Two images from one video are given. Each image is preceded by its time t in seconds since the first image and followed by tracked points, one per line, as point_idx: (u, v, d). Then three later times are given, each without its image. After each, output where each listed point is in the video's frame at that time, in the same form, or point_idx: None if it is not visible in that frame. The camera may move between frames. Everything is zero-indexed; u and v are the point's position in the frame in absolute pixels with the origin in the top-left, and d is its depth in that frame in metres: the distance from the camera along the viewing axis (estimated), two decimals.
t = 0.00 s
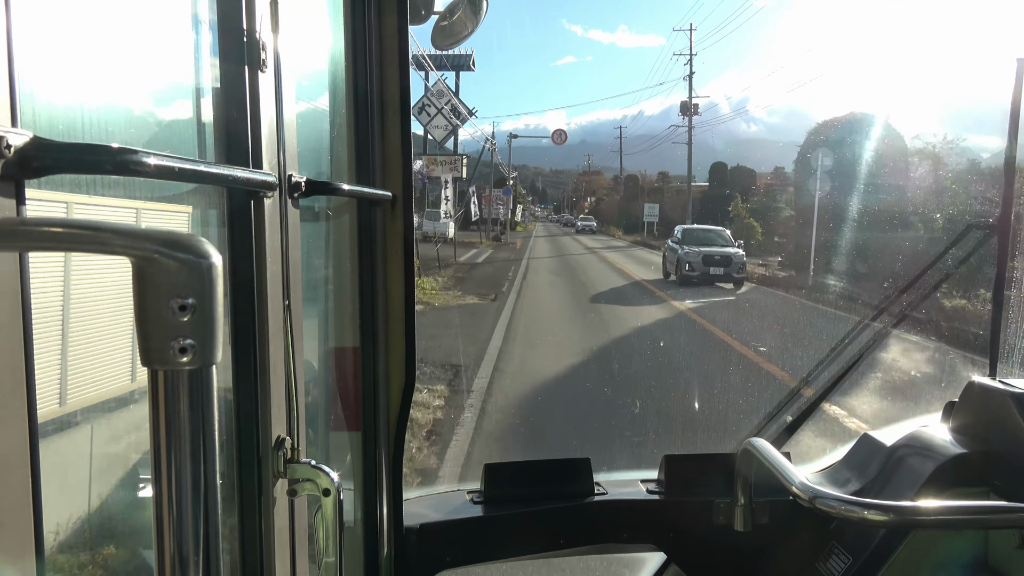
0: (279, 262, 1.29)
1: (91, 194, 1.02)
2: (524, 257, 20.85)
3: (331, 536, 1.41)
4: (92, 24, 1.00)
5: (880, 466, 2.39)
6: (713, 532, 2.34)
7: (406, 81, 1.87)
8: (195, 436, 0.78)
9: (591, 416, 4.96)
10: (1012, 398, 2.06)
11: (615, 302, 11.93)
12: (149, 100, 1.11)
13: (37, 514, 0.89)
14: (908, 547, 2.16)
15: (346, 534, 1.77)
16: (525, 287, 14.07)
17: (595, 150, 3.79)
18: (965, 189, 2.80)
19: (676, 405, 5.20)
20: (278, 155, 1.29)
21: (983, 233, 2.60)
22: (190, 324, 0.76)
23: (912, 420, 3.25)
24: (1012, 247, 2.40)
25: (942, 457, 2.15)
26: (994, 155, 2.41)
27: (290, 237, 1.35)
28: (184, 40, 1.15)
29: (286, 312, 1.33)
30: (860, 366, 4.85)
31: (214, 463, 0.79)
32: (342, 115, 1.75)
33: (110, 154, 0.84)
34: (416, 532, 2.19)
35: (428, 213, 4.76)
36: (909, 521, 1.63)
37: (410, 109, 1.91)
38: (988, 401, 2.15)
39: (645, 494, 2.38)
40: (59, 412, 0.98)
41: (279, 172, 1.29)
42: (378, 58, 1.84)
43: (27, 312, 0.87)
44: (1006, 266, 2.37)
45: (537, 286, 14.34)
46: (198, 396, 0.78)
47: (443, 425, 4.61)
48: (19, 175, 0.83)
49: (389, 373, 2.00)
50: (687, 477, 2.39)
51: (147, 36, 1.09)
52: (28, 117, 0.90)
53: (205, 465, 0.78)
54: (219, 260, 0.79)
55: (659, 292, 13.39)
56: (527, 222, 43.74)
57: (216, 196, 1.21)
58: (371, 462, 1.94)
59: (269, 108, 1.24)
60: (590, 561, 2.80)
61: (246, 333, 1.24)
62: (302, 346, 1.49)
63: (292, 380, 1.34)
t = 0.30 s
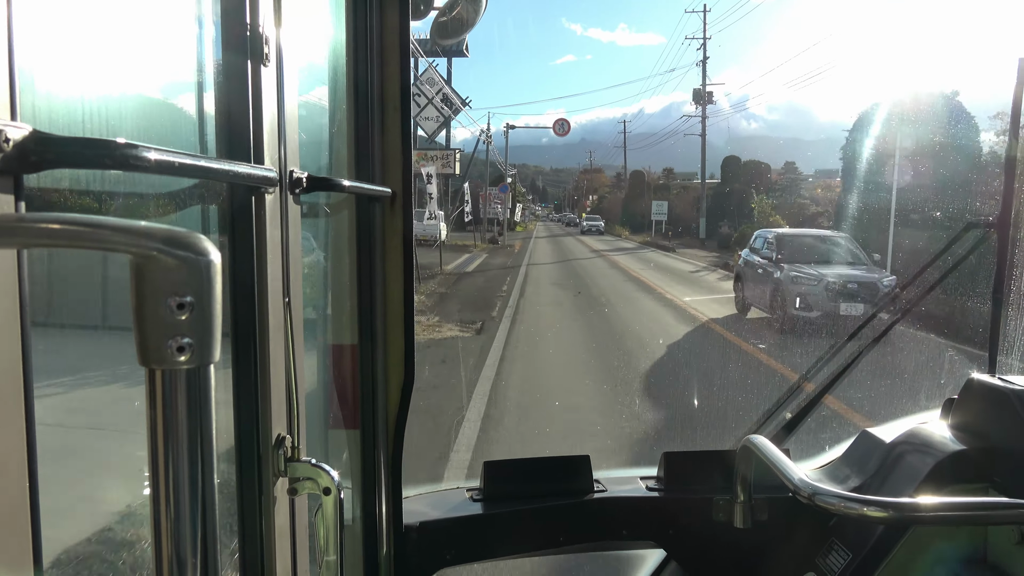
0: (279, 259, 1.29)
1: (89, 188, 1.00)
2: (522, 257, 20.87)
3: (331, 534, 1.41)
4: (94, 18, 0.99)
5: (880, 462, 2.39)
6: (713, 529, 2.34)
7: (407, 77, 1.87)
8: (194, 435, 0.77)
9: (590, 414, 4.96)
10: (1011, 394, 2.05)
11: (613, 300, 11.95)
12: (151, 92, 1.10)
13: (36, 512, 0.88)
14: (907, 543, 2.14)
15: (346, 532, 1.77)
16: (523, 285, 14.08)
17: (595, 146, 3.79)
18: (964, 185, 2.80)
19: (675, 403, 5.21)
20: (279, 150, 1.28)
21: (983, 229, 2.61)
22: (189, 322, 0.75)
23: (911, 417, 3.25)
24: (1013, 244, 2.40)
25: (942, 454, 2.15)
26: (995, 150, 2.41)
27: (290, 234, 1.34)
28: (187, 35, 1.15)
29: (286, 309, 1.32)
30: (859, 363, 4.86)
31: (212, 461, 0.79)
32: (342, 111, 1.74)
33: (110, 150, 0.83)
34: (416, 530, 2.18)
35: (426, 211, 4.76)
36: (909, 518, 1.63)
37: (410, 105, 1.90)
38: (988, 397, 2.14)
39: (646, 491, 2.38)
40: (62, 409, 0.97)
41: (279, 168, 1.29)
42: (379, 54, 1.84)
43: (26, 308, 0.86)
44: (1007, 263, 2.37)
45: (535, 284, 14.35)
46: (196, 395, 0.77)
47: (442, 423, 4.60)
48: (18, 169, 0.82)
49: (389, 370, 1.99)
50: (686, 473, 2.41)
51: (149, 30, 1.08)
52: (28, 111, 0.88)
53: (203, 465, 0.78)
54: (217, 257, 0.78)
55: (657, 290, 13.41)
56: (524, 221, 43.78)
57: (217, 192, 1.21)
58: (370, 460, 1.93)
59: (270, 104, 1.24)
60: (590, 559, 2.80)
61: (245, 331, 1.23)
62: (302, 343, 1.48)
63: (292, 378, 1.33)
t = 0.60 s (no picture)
0: (280, 258, 1.29)
1: (92, 186, 1.00)
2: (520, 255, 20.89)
3: (331, 532, 1.41)
4: (95, 16, 0.99)
5: (879, 464, 2.39)
6: (712, 529, 2.34)
7: (406, 77, 1.87)
8: (197, 435, 0.77)
9: (589, 413, 4.97)
10: (1011, 397, 2.05)
11: (612, 299, 11.96)
12: (155, 89, 1.10)
13: (39, 511, 0.89)
14: (904, 544, 2.16)
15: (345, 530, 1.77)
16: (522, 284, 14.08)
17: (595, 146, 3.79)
18: (962, 187, 2.81)
19: (673, 402, 5.22)
20: (280, 149, 1.28)
21: (982, 231, 2.61)
22: (193, 322, 0.76)
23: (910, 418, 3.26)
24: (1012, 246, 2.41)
25: (940, 456, 2.15)
26: (995, 152, 2.41)
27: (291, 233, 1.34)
28: (186, 32, 1.14)
29: (287, 307, 1.32)
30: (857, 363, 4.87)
31: (215, 460, 0.79)
32: (342, 110, 1.74)
33: (112, 148, 0.83)
34: (415, 529, 2.19)
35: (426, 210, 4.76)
36: (907, 519, 1.63)
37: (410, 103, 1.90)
38: (988, 399, 2.14)
39: (644, 491, 2.39)
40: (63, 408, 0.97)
41: (280, 166, 1.29)
42: (378, 53, 1.84)
43: (28, 308, 0.86)
44: (1006, 265, 2.37)
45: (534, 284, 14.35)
46: (200, 395, 0.77)
47: (442, 422, 4.60)
48: (20, 169, 0.82)
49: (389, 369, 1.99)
50: (685, 474, 2.40)
51: (149, 27, 1.08)
52: (30, 107, 0.88)
53: (207, 464, 0.78)
54: (221, 257, 0.78)
55: (656, 289, 13.43)
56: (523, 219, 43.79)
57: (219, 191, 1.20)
58: (370, 458, 1.93)
59: (270, 102, 1.24)
60: (589, 558, 2.80)
61: (246, 330, 1.23)
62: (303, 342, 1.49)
63: (292, 376, 1.33)
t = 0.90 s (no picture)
0: (280, 258, 1.29)
1: (91, 188, 1.01)
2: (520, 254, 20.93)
3: (331, 530, 1.41)
4: (92, 16, 0.99)
5: (880, 460, 2.39)
6: (713, 526, 2.34)
7: (407, 76, 1.87)
8: (197, 436, 0.77)
9: (591, 410, 4.97)
10: (1013, 392, 2.05)
11: (613, 297, 11.97)
12: (153, 89, 1.10)
13: (40, 510, 0.89)
14: (905, 541, 2.16)
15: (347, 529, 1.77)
16: (523, 282, 14.08)
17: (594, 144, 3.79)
18: (963, 182, 2.80)
19: (674, 399, 5.22)
20: (279, 149, 1.28)
21: (983, 226, 2.61)
22: (192, 324, 0.76)
23: (911, 413, 3.25)
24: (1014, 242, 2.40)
25: (941, 452, 2.15)
26: (994, 146, 2.41)
27: (290, 233, 1.34)
28: (184, 29, 1.14)
29: (286, 307, 1.32)
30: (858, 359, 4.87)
31: (216, 461, 0.79)
32: (342, 108, 1.74)
33: (111, 150, 0.83)
34: (417, 528, 2.19)
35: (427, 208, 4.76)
36: (909, 515, 1.64)
37: (411, 102, 1.89)
38: (989, 394, 2.14)
39: (646, 489, 2.39)
40: (66, 408, 0.97)
41: (279, 166, 1.29)
42: (378, 51, 1.84)
43: (28, 308, 0.87)
44: (1007, 261, 2.37)
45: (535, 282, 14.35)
46: (200, 397, 0.77)
47: (443, 420, 4.61)
48: (19, 169, 0.82)
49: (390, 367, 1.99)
50: (686, 471, 2.40)
51: (147, 26, 1.08)
52: (28, 109, 0.89)
53: (207, 465, 0.78)
54: (219, 258, 0.78)
55: (657, 286, 13.44)
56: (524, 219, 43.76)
57: (216, 190, 1.20)
58: (371, 458, 1.93)
59: (269, 101, 1.24)
60: (591, 555, 2.81)
61: (246, 331, 1.23)
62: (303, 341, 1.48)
63: (292, 376, 1.33)
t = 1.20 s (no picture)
0: (280, 260, 1.29)
1: (89, 191, 1.00)
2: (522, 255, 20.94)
3: (333, 532, 1.41)
4: (91, 20, 0.99)
5: (882, 460, 2.39)
6: (715, 526, 2.34)
7: (406, 78, 1.87)
8: (199, 439, 0.77)
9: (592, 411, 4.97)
10: (1016, 391, 2.05)
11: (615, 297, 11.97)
12: (151, 93, 1.11)
13: (43, 515, 0.89)
14: (908, 540, 2.16)
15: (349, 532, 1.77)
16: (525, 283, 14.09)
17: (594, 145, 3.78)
18: (965, 181, 2.79)
19: (677, 399, 5.22)
20: (278, 152, 1.28)
21: (984, 225, 2.60)
22: (194, 326, 0.76)
23: (914, 412, 3.25)
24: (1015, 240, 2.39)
25: (944, 451, 2.15)
26: (996, 145, 2.40)
27: (290, 235, 1.34)
28: (183, 34, 1.15)
29: (287, 310, 1.32)
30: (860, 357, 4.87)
31: (218, 465, 0.79)
32: (342, 110, 1.74)
33: (111, 155, 0.84)
34: (419, 530, 2.19)
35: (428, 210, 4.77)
36: (911, 514, 1.64)
37: (411, 105, 1.89)
38: (991, 393, 2.14)
39: (648, 489, 2.38)
40: (70, 414, 0.97)
41: (279, 169, 1.29)
42: (378, 53, 1.84)
43: (30, 311, 0.87)
44: (1007, 259, 2.36)
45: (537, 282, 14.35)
46: (202, 400, 0.77)
47: (445, 421, 4.61)
48: (18, 175, 0.82)
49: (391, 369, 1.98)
50: (686, 471, 2.40)
51: (146, 31, 1.08)
52: (28, 115, 0.89)
53: (209, 467, 0.78)
54: (220, 261, 0.78)
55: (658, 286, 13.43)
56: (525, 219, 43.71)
57: (215, 193, 1.20)
58: (373, 459, 1.93)
59: (269, 105, 1.24)
60: (594, 556, 2.81)
61: (247, 334, 1.23)
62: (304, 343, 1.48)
63: (293, 378, 1.33)
